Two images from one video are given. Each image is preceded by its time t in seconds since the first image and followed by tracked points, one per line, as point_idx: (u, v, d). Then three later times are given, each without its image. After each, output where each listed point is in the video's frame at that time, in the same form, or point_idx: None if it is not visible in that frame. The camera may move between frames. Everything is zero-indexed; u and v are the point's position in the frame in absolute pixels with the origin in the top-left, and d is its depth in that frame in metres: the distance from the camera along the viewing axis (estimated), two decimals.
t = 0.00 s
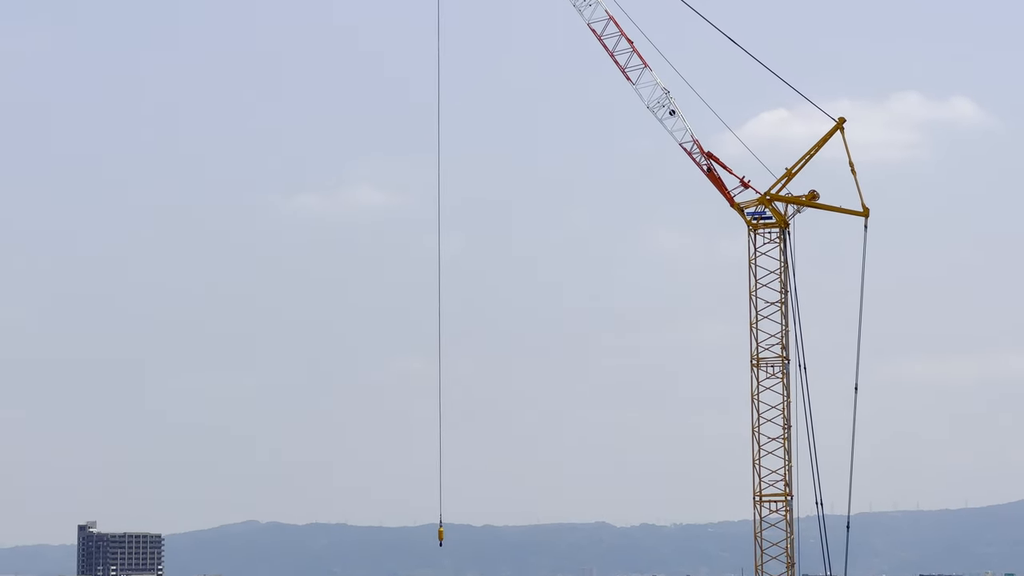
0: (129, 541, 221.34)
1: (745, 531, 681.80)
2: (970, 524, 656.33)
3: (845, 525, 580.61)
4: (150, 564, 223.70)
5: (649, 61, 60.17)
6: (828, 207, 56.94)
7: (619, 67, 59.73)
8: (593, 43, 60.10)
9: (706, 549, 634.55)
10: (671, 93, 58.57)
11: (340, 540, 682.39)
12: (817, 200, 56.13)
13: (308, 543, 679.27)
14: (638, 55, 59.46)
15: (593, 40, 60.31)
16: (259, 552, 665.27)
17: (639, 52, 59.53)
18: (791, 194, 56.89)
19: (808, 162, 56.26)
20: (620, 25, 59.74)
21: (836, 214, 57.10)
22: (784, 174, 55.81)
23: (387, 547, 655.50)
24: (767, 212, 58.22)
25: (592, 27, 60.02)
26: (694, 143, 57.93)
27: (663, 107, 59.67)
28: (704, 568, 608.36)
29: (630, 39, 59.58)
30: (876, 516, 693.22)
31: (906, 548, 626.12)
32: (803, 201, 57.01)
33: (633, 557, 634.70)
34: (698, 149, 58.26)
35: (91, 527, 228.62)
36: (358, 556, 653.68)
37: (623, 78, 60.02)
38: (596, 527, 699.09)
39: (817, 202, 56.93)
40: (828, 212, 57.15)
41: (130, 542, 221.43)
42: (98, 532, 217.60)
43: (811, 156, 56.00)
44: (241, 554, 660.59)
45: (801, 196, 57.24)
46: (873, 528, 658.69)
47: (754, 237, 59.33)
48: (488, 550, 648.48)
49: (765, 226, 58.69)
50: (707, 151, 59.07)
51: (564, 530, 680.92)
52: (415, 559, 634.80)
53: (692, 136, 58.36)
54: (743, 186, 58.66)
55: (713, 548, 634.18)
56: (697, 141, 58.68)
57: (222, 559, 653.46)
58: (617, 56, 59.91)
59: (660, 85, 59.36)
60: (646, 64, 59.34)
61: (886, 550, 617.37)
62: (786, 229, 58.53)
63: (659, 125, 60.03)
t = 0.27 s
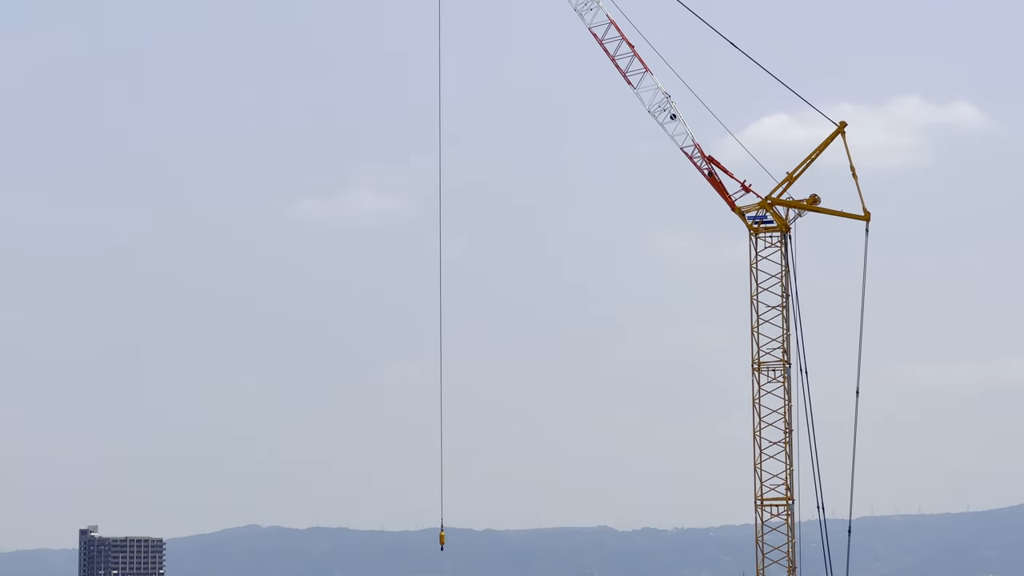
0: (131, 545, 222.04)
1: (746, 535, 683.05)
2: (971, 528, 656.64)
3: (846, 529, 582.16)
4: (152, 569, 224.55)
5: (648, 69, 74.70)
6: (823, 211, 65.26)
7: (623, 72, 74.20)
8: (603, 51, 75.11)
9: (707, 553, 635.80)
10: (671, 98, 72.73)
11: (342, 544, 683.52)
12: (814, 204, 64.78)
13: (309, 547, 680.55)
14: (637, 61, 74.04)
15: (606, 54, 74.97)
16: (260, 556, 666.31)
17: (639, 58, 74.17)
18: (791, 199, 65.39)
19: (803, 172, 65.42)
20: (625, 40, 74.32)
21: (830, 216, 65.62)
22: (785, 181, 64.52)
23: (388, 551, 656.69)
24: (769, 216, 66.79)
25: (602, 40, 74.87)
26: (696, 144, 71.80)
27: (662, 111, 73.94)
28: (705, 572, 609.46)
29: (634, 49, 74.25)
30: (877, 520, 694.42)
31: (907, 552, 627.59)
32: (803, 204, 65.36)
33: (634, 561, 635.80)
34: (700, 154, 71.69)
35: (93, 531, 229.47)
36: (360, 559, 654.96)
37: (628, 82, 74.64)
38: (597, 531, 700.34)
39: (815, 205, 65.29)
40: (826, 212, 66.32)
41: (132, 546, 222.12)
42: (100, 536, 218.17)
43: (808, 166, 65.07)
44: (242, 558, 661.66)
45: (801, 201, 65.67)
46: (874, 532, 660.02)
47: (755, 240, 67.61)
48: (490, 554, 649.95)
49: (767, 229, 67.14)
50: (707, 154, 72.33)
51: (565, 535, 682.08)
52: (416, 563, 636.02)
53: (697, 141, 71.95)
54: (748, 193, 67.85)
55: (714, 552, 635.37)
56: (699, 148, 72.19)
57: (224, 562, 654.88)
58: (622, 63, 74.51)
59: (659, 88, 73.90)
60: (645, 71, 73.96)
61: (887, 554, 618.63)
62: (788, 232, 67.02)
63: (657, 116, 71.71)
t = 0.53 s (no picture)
0: (133, 550, 221.90)
1: (746, 540, 682.92)
2: (972, 532, 656.14)
3: (846, 534, 582.66)
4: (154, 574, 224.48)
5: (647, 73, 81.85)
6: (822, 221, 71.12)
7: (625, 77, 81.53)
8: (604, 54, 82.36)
9: (708, 557, 636.07)
10: (671, 103, 80.02)
11: (343, 549, 683.52)
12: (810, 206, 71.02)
13: (311, 551, 682.20)
14: (639, 65, 81.34)
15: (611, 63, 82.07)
16: (261, 561, 666.23)
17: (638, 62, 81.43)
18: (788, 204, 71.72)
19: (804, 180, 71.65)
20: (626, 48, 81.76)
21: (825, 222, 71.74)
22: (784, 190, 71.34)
23: (389, 555, 656.80)
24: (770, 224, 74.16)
25: (606, 50, 82.05)
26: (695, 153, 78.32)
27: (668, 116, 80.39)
28: None
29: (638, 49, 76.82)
30: (878, 525, 694.53)
31: (908, 557, 627.10)
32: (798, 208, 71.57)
33: (635, 565, 636.06)
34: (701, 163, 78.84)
35: (94, 535, 229.41)
36: (361, 563, 655.22)
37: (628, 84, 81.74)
38: (599, 535, 700.24)
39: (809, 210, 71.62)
40: (823, 218, 73.34)
41: (134, 551, 221.96)
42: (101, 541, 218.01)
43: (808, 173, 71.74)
44: (243, 563, 661.75)
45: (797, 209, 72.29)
46: (875, 536, 660.28)
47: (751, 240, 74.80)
48: (491, 559, 650.41)
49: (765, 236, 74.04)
50: (707, 160, 79.38)
51: (566, 540, 682.17)
52: (417, 567, 636.28)
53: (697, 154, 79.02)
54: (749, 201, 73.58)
55: (715, 557, 635.61)
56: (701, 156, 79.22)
57: (225, 568, 655.07)
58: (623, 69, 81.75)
59: (659, 92, 81.07)
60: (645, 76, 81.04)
61: (887, 559, 618.84)
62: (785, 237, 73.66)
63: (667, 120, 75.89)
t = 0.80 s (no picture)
0: (132, 555, 221.88)
1: (747, 545, 682.64)
2: (974, 538, 654.65)
3: (848, 540, 581.31)
4: None
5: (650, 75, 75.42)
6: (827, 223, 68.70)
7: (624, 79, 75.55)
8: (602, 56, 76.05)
9: (709, 563, 636.08)
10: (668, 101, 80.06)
11: (344, 554, 683.60)
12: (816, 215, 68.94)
13: (311, 557, 680.23)
14: (638, 69, 74.99)
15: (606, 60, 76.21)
16: (262, 566, 666.20)
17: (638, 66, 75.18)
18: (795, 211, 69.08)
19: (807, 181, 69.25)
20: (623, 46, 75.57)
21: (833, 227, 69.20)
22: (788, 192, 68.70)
23: (391, 560, 656.77)
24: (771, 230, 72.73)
25: (601, 47, 76.03)
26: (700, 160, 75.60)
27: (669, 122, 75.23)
28: None
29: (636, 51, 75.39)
30: (879, 530, 694.28)
31: (909, 562, 626.98)
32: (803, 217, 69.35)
33: (636, 569, 636.01)
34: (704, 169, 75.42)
35: (93, 541, 229.47)
36: (362, 568, 655.24)
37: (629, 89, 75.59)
38: (600, 540, 700.25)
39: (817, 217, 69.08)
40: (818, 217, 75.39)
41: (133, 556, 221.89)
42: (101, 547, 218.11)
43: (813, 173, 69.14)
44: (245, 567, 661.80)
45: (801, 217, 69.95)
46: (876, 541, 660.18)
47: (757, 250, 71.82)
48: (492, 563, 650.63)
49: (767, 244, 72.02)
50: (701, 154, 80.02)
51: (568, 546, 682.14)
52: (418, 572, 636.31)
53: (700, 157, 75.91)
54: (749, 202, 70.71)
55: (716, 562, 635.54)
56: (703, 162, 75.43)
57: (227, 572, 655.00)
58: (620, 70, 75.78)
59: (661, 97, 74.66)
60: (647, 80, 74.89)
61: (888, 563, 618.66)
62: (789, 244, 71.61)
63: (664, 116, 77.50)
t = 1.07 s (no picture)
0: (134, 562, 221.22)
1: (749, 550, 684.67)
2: (977, 543, 655.32)
3: (850, 544, 584.33)
4: None
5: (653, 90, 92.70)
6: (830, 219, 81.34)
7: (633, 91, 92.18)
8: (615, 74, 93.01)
9: (712, 567, 637.89)
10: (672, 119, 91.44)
11: (347, 559, 684.40)
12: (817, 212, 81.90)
13: (313, 561, 683.48)
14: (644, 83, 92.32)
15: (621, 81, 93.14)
16: (265, 570, 667.10)
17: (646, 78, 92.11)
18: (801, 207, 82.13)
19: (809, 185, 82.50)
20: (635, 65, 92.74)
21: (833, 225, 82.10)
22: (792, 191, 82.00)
23: (394, 565, 658.09)
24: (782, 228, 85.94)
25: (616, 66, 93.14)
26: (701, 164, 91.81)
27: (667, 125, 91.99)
28: None
29: (643, 79, 92.06)
30: (880, 535, 696.56)
31: (910, 565, 629.23)
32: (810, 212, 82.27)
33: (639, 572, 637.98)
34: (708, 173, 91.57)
35: (95, 545, 229.59)
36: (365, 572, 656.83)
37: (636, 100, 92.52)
38: (602, 545, 702.25)
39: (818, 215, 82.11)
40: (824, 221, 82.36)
41: (135, 562, 221.26)
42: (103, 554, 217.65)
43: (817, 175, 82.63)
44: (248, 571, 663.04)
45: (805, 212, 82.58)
46: (878, 545, 662.50)
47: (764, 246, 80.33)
48: (495, 567, 652.50)
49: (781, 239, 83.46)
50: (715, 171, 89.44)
51: (570, 551, 683.89)
52: None
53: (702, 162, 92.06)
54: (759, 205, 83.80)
55: (719, 566, 637.26)
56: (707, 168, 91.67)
57: None
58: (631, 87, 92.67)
59: (663, 107, 91.68)
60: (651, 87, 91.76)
61: (889, 568, 621.05)
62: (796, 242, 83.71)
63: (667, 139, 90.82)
